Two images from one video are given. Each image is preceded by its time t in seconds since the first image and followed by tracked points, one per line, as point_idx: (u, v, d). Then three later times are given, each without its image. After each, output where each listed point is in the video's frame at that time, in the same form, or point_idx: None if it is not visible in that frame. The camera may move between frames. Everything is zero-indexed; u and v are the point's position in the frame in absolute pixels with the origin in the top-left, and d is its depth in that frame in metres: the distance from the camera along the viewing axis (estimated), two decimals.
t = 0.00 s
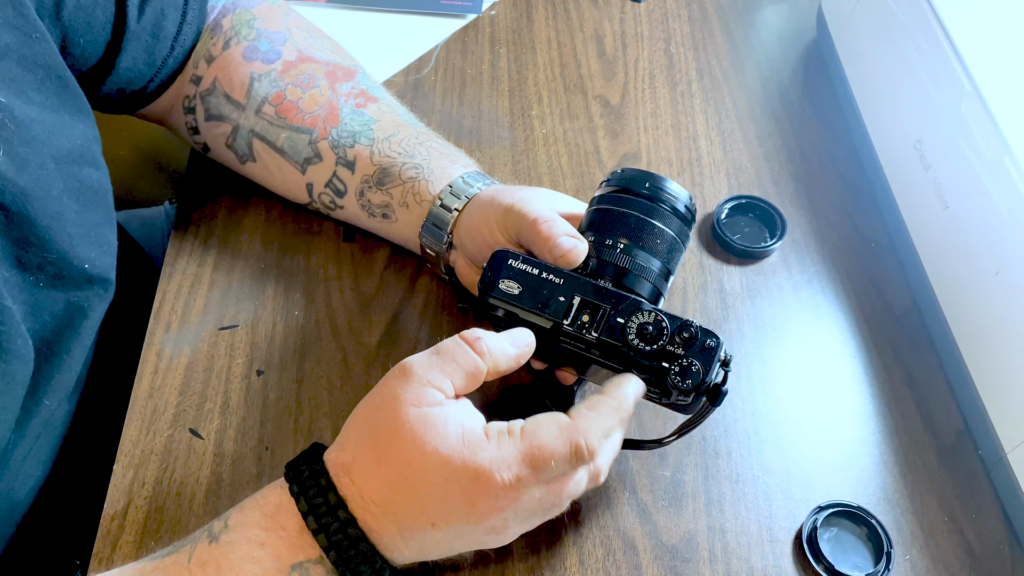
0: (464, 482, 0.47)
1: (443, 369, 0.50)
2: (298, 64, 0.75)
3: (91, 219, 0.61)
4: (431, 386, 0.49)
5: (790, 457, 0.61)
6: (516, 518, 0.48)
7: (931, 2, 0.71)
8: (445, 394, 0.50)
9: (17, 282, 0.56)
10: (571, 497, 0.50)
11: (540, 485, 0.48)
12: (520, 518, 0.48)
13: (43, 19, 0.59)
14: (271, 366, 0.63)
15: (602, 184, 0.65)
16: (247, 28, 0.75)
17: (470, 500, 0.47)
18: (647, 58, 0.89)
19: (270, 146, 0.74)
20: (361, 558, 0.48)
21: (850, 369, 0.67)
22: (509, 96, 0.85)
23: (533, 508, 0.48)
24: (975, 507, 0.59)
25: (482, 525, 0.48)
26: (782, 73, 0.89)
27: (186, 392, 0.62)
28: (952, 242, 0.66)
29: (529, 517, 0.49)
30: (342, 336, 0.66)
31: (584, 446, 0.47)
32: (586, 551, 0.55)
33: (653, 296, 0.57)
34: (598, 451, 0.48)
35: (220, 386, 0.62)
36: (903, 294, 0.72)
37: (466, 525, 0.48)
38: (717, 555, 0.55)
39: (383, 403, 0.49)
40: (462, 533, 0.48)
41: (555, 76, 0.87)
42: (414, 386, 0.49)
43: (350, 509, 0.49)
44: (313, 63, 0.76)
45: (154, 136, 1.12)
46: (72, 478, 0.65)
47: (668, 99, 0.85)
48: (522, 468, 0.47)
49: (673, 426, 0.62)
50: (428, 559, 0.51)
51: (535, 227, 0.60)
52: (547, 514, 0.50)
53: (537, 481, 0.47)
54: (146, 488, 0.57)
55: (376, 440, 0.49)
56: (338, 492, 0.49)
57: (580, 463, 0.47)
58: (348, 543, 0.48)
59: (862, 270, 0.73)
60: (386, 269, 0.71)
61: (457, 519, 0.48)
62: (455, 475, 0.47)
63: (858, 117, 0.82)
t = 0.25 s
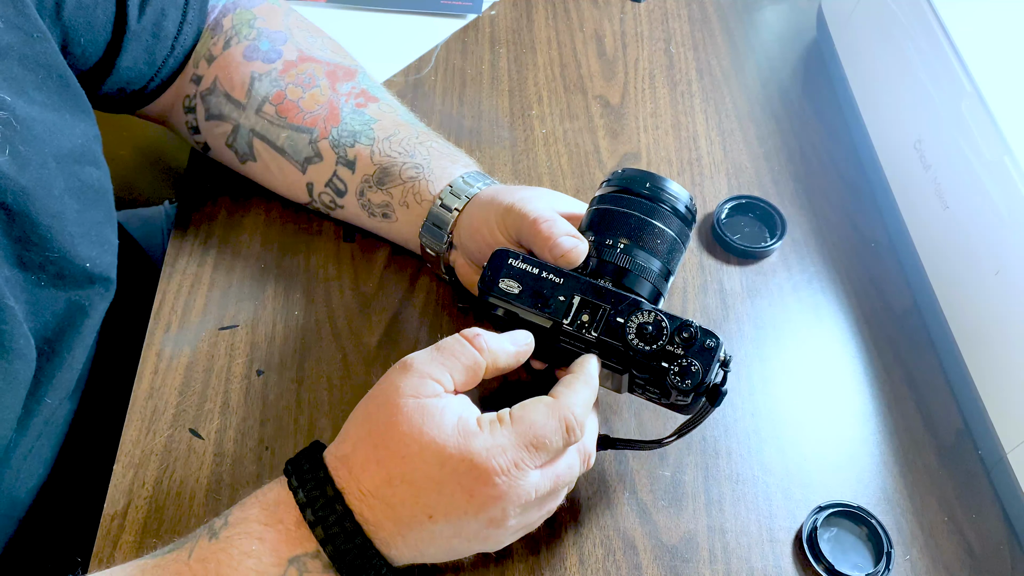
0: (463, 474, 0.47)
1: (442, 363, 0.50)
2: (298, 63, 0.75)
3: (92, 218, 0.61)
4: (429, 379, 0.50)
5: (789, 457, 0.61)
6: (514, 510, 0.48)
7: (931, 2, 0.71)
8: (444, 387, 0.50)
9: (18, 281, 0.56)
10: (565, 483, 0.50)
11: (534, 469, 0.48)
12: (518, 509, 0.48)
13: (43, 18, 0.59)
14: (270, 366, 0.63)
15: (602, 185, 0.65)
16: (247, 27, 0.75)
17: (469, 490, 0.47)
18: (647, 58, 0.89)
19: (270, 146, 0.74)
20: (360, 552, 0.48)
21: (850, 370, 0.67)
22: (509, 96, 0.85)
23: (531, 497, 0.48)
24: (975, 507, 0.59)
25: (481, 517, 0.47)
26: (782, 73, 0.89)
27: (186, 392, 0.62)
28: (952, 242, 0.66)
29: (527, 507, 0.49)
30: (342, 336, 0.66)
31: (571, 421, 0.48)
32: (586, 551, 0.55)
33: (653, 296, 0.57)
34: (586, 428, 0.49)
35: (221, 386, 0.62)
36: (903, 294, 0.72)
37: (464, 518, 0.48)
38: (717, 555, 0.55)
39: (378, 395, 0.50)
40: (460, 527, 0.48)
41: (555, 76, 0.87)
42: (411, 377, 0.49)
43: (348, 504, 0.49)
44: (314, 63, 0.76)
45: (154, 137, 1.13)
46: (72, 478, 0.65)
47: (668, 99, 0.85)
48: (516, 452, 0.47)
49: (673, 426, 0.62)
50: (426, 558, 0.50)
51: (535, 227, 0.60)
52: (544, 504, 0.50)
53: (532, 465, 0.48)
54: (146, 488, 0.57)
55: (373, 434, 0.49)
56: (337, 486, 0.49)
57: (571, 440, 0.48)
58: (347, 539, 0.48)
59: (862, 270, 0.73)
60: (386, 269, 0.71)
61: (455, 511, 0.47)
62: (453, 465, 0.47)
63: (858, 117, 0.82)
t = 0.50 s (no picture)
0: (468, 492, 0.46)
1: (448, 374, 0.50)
2: (298, 63, 0.75)
3: (94, 217, 0.61)
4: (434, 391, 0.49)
5: (790, 457, 0.61)
6: (519, 524, 0.48)
7: (931, 2, 0.71)
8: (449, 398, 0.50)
9: (20, 280, 0.56)
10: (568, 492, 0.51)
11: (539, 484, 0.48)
12: (523, 523, 0.48)
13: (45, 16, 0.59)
14: (271, 366, 0.63)
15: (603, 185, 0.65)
16: (247, 27, 0.75)
17: (474, 507, 0.47)
18: (647, 58, 0.89)
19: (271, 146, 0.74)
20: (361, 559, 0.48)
21: (850, 370, 0.67)
22: (509, 96, 0.85)
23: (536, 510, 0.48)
24: (975, 507, 0.59)
25: (486, 531, 0.47)
26: (782, 73, 0.89)
27: (186, 392, 0.62)
28: (952, 242, 0.66)
29: (531, 520, 0.49)
30: (342, 336, 0.65)
31: (576, 436, 0.48)
32: (586, 551, 0.55)
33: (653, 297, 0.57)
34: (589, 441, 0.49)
35: (221, 386, 0.62)
36: (903, 294, 0.72)
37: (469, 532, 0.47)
38: (717, 555, 0.55)
39: (380, 410, 0.49)
40: (464, 540, 0.48)
41: (555, 76, 0.87)
42: (418, 389, 0.49)
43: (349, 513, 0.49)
44: (314, 63, 0.76)
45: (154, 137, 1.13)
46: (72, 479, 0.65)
47: (668, 99, 0.85)
48: (522, 468, 0.47)
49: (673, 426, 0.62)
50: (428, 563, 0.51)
51: (536, 227, 0.60)
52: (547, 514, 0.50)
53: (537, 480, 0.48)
54: (146, 488, 0.57)
55: (375, 446, 0.48)
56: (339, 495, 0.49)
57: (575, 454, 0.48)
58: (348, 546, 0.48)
59: (862, 271, 0.73)
60: (386, 270, 0.71)
61: (460, 526, 0.47)
62: (458, 481, 0.46)
63: (858, 117, 0.82)
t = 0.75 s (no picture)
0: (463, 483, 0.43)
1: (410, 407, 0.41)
2: (298, 63, 0.75)
3: (92, 217, 0.61)
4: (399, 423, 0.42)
5: (790, 457, 0.61)
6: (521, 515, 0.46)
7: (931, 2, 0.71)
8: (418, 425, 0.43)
9: (19, 281, 0.56)
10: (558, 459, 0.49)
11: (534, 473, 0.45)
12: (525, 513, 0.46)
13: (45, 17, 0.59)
14: (270, 366, 0.63)
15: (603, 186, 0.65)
16: (247, 27, 0.75)
17: (476, 519, 0.44)
18: (647, 58, 0.89)
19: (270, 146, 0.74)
20: None
21: (850, 370, 0.67)
22: (509, 96, 0.85)
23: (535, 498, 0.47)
24: (976, 507, 0.59)
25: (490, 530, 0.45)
26: (782, 73, 0.89)
27: (186, 392, 0.62)
28: (952, 242, 0.66)
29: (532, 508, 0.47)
30: (342, 336, 0.66)
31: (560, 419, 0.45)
32: (586, 550, 0.55)
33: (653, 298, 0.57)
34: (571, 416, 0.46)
35: (221, 386, 0.62)
36: (903, 294, 0.72)
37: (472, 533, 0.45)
38: (717, 555, 0.55)
39: (337, 433, 0.44)
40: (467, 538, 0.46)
41: (555, 76, 0.87)
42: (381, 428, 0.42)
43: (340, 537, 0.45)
44: (314, 63, 0.76)
45: (154, 137, 1.13)
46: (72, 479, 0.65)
47: (668, 99, 0.85)
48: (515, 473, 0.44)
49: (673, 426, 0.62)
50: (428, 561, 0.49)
51: (536, 229, 0.60)
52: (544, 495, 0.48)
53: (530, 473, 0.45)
54: (146, 488, 0.57)
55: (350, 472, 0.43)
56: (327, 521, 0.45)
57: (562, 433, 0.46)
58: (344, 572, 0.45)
59: (862, 270, 0.73)
60: (386, 270, 0.71)
61: (462, 532, 0.45)
62: (453, 503, 0.43)
63: (858, 117, 0.82)
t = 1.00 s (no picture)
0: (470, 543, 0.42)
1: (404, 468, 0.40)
2: (298, 63, 0.76)
3: (90, 219, 0.61)
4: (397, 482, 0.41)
5: (789, 458, 0.61)
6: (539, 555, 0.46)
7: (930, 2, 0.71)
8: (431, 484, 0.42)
9: (17, 284, 0.56)
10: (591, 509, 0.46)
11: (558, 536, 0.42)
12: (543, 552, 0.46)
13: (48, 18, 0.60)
14: (270, 366, 0.63)
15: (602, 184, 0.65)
16: (248, 27, 0.75)
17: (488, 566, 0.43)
18: (647, 58, 0.89)
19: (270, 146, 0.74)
20: None
21: (850, 370, 0.67)
22: (509, 97, 0.85)
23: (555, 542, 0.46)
24: (975, 507, 0.59)
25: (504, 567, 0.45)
26: (782, 74, 0.89)
27: (186, 392, 0.62)
28: (951, 243, 0.66)
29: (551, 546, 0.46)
30: (342, 336, 0.65)
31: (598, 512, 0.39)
32: (586, 550, 0.55)
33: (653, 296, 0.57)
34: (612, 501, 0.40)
35: (221, 386, 0.62)
36: (903, 294, 0.72)
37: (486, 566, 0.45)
38: (717, 555, 0.55)
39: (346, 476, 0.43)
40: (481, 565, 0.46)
41: (554, 76, 0.87)
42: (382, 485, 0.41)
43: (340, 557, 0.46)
44: (314, 63, 0.76)
45: (155, 137, 1.13)
46: (71, 480, 0.65)
47: (668, 99, 0.85)
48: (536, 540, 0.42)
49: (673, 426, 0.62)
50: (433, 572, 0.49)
51: (535, 227, 0.60)
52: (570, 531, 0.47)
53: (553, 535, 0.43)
54: (146, 488, 0.57)
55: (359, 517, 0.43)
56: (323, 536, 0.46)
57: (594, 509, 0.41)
58: None
59: (862, 271, 0.73)
60: (386, 270, 0.71)
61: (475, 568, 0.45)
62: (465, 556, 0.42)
63: (858, 118, 0.82)
